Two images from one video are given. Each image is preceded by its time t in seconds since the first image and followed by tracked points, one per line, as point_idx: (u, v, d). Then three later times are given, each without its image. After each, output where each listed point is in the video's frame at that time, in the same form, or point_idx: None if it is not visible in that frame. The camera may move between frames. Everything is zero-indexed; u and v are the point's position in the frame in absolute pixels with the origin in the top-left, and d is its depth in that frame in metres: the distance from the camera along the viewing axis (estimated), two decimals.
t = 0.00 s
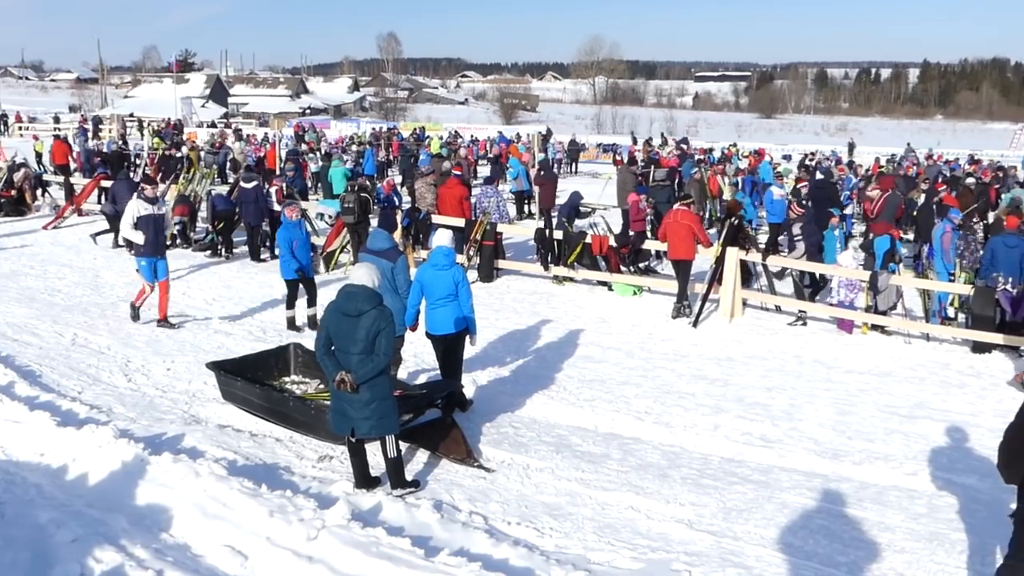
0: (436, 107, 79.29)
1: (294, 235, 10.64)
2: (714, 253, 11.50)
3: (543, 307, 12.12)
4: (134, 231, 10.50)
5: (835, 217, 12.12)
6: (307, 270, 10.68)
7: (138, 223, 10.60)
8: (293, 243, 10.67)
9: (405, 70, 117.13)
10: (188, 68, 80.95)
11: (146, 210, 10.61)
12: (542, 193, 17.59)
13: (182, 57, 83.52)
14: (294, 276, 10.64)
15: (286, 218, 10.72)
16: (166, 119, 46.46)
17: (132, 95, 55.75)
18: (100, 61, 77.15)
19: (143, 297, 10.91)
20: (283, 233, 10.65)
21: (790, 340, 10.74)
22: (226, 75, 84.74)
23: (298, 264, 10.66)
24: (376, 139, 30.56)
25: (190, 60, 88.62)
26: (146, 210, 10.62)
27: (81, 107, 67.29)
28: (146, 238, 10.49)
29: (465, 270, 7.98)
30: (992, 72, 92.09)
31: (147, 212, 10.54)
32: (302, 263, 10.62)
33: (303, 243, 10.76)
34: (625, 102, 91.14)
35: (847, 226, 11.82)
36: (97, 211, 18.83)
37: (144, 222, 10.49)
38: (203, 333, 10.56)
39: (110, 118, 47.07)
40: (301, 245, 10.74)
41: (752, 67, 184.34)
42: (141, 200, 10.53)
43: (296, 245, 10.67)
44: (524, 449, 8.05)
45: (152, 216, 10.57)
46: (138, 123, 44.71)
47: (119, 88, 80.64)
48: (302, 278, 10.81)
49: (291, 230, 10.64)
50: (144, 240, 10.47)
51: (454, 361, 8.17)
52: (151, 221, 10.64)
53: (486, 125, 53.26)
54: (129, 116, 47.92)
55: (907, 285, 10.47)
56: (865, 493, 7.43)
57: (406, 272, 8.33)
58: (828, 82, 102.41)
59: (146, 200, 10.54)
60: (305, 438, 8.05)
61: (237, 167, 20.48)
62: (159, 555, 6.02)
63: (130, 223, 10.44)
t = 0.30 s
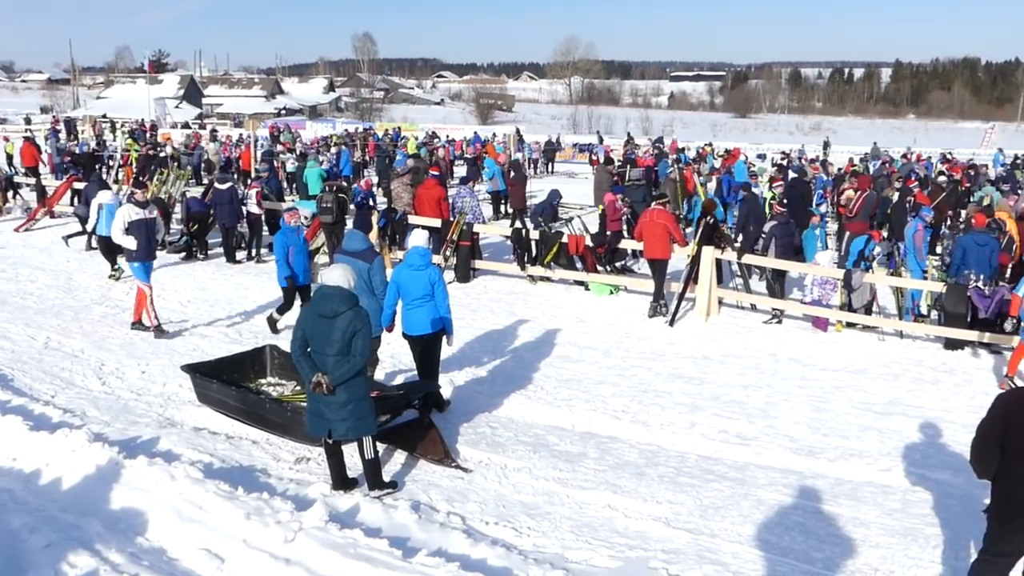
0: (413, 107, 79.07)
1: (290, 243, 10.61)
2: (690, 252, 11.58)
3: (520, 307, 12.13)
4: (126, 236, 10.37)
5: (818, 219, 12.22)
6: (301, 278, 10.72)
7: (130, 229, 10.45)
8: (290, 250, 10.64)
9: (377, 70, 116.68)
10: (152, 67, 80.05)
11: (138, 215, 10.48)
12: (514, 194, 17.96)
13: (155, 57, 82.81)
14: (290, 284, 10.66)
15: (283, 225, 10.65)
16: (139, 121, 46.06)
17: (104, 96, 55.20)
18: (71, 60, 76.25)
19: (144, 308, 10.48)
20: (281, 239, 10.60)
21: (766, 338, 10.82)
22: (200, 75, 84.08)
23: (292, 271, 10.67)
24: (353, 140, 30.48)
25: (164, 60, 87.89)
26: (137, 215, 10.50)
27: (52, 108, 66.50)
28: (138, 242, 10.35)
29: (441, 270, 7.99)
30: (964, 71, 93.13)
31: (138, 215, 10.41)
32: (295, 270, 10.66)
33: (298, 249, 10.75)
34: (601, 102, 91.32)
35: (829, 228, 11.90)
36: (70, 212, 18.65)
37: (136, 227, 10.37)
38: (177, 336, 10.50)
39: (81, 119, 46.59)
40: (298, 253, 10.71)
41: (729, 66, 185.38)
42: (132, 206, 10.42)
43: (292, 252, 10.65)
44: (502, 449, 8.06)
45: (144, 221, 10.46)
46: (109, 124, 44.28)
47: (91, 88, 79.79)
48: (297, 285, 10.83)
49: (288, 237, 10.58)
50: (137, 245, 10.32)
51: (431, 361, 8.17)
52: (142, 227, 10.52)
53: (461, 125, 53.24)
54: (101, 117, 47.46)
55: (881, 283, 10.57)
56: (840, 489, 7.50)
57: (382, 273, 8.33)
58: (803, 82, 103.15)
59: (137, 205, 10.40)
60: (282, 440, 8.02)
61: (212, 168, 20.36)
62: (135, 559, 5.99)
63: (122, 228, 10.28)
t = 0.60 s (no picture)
0: (394, 107, 78.86)
1: (293, 249, 10.60)
2: (673, 251, 11.60)
3: (503, 306, 12.14)
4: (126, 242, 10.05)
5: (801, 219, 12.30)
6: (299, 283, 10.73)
7: (129, 234, 10.14)
8: (291, 254, 10.65)
9: (358, 70, 116.29)
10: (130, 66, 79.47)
11: (135, 219, 10.17)
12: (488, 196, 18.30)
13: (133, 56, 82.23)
14: (286, 286, 10.77)
15: (290, 229, 10.58)
16: (117, 120, 45.72)
17: (83, 96, 54.72)
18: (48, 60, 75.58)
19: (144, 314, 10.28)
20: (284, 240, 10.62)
21: (748, 337, 10.87)
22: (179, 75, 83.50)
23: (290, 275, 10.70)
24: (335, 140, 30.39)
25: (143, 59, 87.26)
26: (135, 219, 10.19)
27: (28, 107, 65.85)
28: (139, 246, 10.06)
29: (423, 270, 7.99)
30: (943, 71, 93.88)
31: (136, 219, 10.12)
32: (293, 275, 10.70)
33: (301, 254, 10.74)
34: (583, 101, 91.43)
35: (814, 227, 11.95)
36: (49, 213, 18.48)
37: (135, 231, 10.06)
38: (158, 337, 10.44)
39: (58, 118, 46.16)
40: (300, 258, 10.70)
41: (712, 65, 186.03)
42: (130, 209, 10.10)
43: (293, 257, 10.64)
44: (485, 449, 8.07)
45: (143, 224, 10.16)
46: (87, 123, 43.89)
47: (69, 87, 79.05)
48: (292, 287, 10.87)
49: (290, 241, 10.60)
50: (138, 249, 10.04)
51: (413, 362, 8.17)
52: (141, 231, 10.21)
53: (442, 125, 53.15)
54: (79, 117, 47.06)
55: (862, 281, 10.64)
56: (822, 486, 7.55)
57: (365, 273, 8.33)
58: (784, 82, 103.68)
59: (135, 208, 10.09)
60: (264, 441, 7.99)
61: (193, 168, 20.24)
62: (115, 562, 5.95)
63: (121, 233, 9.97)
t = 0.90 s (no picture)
0: (377, 106, 78.63)
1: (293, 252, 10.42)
2: (654, 250, 11.64)
3: (485, 306, 12.12)
4: (124, 242, 10.00)
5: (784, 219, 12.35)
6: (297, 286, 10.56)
7: (127, 234, 10.13)
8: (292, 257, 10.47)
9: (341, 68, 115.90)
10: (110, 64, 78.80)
11: (135, 219, 10.11)
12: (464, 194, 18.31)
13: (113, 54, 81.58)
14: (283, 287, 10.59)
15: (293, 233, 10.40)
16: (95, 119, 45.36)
17: (62, 95, 54.25)
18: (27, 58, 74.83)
19: (126, 314, 10.20)
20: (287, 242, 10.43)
21: (729, 336, 10.91)
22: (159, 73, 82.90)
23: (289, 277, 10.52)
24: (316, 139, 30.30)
25: (124, 58, 86.58)
26: (135, 220, 10.13)
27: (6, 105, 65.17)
28: (136, 248, 10.06)
29: (405, 269, 7.96)
30: (924, 71, 94.50)
31: (136, 221, 10.04)
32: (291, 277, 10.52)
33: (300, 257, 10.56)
34: (566, 100, 91.49)
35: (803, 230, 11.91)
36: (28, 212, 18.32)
37: (134, 232, 10.00)
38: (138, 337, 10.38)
39: (35, 117, 45.73)
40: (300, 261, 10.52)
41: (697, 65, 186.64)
42: (131, 209, 10.05)
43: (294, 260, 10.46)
44: (467, 448, 8.06)
45: (142, 225, 10.11)
46: (65, 122, 43.52)
47: (48, 85, 78.30)
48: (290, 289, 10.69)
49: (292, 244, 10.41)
50: (135, 251, 10.03)
51: (395, 361, 8.14)
52: (140, 232, 10.19)
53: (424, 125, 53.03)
54: (56, 116, 46.64)
55: (843, 281, 10.69)
56: (803, 484, 7.59)
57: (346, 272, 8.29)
58: (767, 82, 104.18)
59: (136, 208, 10.03)
60: (245, 442, 7.95)
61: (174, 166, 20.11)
62: (94, 564, 5.91)
63: (119, 233, 9.92)
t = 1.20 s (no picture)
0: (353, 104, 78.29)
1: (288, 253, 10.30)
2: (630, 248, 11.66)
3: (461, 305, 12.11)
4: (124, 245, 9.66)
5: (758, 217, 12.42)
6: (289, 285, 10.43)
7: (127, 236, 9.80)
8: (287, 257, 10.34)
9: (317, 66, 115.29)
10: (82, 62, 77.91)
11: (136, 222, 9.79)
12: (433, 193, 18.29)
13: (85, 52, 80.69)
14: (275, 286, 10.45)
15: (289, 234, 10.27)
16: (66, 118, 44.87)
17: (33, 94, 53.60)
18: None
19: (126, 315, 9.97)
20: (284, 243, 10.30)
21: (704, 334, 10.97)
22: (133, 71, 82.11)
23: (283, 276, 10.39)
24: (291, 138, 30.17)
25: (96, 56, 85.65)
26: (136, 222, 9.80)
27: None
28: (136, 252, 9.72)
29: (380, 269, 7.95)
30: (894, 71, 95.41)
31: (137, 224, 9.74)
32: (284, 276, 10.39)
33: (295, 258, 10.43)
34: (542, 99, 91.55)
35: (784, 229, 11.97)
36: None
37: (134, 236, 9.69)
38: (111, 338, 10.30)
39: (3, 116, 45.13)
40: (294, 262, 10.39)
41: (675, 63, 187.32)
42: (132, 211, 9.76)
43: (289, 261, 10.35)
44: (444, 447, 8.05)
45: (142, 229, 9.80)
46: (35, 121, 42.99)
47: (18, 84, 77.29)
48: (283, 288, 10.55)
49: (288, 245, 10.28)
50: (134, 255, 9.67)
51: (372, 361, 8.12)
52: (140, 235, 9.85)
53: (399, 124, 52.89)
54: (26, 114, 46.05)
55: (817, 278, 10.78)
56: (778, 481, 7.64)
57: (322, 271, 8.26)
58: (742, 80, 104.80)
59: (138, 210, 9.71)
60: (220, 443, 7.90)
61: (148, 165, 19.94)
62: (67, 567, 5.85)
63: (117, 235, 9.62)
